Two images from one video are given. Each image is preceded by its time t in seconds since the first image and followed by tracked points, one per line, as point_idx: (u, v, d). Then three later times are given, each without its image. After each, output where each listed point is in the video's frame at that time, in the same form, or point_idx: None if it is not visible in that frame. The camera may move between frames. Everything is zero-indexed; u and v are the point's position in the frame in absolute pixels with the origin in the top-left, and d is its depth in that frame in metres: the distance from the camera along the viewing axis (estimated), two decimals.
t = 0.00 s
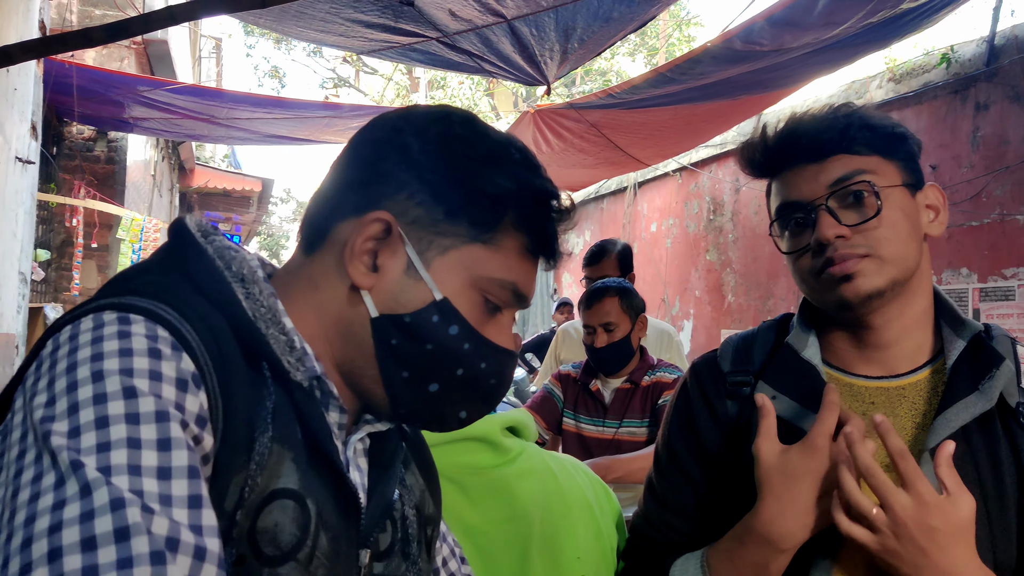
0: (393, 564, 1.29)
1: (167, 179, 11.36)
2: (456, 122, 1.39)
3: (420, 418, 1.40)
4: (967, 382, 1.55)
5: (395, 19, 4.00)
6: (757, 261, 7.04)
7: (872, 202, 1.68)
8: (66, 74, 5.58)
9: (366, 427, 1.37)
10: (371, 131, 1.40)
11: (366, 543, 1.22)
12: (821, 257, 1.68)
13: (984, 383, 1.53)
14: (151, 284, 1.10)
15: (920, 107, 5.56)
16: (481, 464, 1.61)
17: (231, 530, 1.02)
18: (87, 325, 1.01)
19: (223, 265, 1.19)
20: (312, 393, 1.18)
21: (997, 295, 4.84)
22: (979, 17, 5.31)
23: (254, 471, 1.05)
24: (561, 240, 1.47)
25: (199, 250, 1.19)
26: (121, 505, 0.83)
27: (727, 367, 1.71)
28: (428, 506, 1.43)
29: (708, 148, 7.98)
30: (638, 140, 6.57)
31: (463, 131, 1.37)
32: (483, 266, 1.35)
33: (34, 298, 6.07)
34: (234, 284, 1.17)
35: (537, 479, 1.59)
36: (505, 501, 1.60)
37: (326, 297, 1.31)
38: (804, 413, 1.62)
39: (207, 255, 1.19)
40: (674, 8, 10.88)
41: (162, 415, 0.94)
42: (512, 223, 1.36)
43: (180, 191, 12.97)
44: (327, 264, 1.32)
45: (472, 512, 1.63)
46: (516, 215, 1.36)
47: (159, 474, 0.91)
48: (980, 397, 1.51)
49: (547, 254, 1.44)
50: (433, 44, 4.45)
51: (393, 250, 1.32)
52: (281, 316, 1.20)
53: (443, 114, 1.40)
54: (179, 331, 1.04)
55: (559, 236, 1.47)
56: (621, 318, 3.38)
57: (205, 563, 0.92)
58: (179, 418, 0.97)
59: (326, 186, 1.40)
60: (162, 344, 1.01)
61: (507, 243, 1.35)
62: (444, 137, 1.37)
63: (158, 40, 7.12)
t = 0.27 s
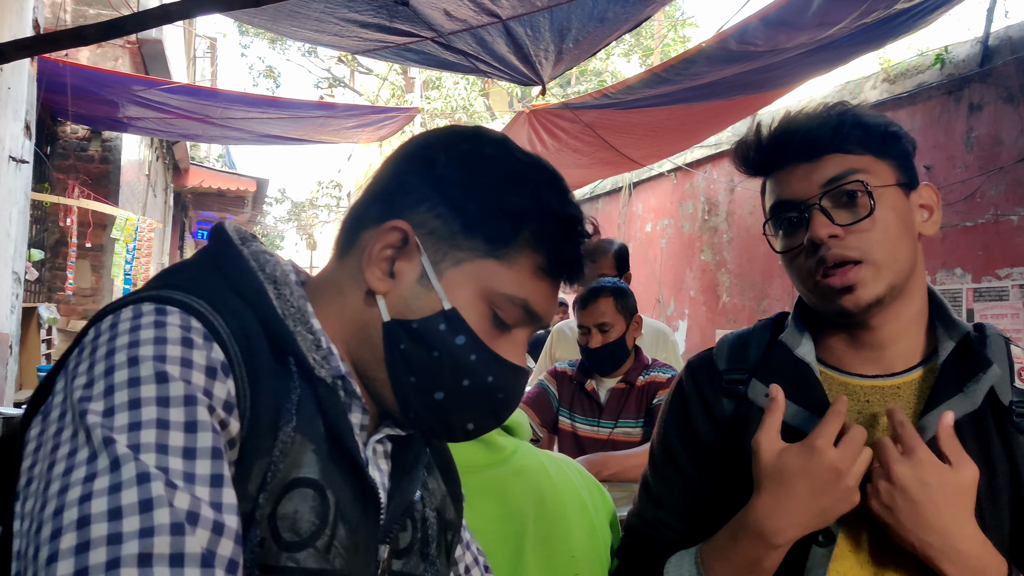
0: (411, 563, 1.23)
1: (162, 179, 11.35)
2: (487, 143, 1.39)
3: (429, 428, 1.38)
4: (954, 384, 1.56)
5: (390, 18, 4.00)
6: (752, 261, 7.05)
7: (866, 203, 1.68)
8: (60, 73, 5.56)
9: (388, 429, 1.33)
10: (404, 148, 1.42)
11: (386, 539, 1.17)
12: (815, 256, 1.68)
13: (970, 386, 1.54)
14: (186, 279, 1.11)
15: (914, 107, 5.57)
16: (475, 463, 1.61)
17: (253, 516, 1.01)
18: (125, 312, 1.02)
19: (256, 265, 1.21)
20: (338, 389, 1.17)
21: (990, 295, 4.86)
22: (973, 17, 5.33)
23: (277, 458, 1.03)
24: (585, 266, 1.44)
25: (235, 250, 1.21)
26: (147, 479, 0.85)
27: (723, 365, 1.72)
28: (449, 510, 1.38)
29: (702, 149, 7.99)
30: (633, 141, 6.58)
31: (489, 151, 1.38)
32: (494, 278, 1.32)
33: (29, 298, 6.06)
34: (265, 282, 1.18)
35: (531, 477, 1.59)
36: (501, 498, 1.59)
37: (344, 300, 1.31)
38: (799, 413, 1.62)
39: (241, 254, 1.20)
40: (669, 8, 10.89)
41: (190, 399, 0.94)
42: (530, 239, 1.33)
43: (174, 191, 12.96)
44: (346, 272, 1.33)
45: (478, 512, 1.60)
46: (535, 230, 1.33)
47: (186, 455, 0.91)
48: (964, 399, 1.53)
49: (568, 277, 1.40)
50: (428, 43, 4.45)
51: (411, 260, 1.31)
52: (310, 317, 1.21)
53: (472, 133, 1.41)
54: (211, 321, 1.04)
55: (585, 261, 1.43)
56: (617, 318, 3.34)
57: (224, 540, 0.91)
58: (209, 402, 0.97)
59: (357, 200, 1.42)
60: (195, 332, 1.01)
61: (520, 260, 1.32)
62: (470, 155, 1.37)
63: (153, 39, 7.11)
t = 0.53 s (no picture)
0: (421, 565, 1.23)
1: (157, 180, 11.33)
2: (512, 160, 1.37)
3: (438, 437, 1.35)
4: (961, 386, 1.55)
5: (386, 20, 4.00)
6: (747, 263, 7.06)
7: (862, 205, 1.68)
8: (55, 74, 5.55)
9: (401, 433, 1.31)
10: (428, 159, 1.41)
11: (396, 541, 1.16)
12: (811, 258, 1.69)
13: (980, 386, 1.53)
14: (209, 283, 1.12)
15: (909, 110, 5.58)
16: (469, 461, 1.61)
17: (271, 515, 1.00)
18: (149, 315, 1.03)
19: (277, 269, 1.21)
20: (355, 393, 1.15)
21: (984, 297, 4.87)
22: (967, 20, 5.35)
23: (295, 458, 1.02)
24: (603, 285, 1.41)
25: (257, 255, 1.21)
26: (168, 481, 0.86)
27: (718, 365, 1.71)
28: (456, 517, 1.38)
29: (698, 151, 8.01)
30: (629, 143, 6.59)
31: (512, 168, 1.36)
32: (508, 293, 1.30)
33: (23, 299, 6.05)
34: (286, 287, 1.18)
35: (525, 477, 1.59)
36: (495, 497, 1.59)
37: (362, 308, 1.30)
38: (793, 414, 1.62)
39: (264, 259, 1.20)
40: (664, 11, 10.92)
41: (212, 403, 0.94)
42: (547, 257, 1.30)
43: (169, 192, 12.94)
44: (365, 280, 1.32)
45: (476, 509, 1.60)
46: (553, 249, 1.31)
47: (206, 459, 0.92)
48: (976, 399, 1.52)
49: (585, 297, 1.38)
50: (424, 45, 4.45)
51: (427, 271, 1.30)
52: (330, 321, 1.20)
53: (495, 146, 1.40)
54: (233, 325, 1.05)
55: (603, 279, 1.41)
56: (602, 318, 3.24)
57: (239, 543, 0.91)
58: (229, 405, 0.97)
59: (379, 209, 1.41)
60: (217, 336, 1.01)
61: (536, 277, 1.30)
62: (491, 170, 1.36)
63: (148, 40, 7.11)
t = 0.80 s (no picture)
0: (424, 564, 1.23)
1: (154, 179, 11.33)
2: (526, 165, 1.35)
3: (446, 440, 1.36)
4: (958, 381, 1.56)
5: (383, 18, 4.00)
6: (744, 263, 7.07)
7: (863, 204, 1.69)
8: (51, 73, 5.55)
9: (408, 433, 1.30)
10: (444, 160, 1.39)
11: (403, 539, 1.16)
12: (811, 257, 1.69)
13: (977, 380, 1.53)
14: (219, 280, 1.11)
15: (905, 110, 5.59)
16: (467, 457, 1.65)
17: (283, 514, 1.00)
18: (160, 311, 1.02)
19: (288, 268, 1.20)
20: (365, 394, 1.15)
21: (981, 297, 4.88)
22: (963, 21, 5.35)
23: (305, 458, 1.02)
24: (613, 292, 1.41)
25: (269, 254, 1.20)
26: (169, 483, 0.85)
27: (715, 361, 1.72)
28: (459, 516, 1.37)
29: (694, 151, 8.01)
30: (625, 143, 6.60)
31: (530, 176, 1.33)
32: (523, 303, 1.30)
33: (18, 298, 6.04)
34: (295, 286, 1.17)
35: (521, 473, 1.60)
36: (490, 491, 1.62)
37: (374, 311, 1.30)
38: (789, 408, 1.63)
39: (276, 259, 1.19)
40: (660, 11, 10.92)
41: (219, 403, 0.93)
42: (560, 267, 1.29)
43: (166, 191, 12.93)
44: (378, 281, 1.31)
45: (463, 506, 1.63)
46: (567, 259, 1.30)
47: (211, 458, 0.91)
48: (974, 394, 1.52)
49: (596, 305, 1.37)
50: (421, 44, 4.45)
51: (441, 276, 1.30)
52: (339, 319, 1.19)
53: (514, 151, 1.37)
54: (243, 324, 1.03)
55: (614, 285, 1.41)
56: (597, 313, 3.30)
57: (240, 545, 0.90)
58: (237, 406, 0.96)
59: (392, 209, 1.39)
60: (226, 334, 1.00)
61: (549, 285, 1.29)
62: (508, 178, 1.33)
63: (145, 39, 7.10)
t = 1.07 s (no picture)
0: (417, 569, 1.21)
1: (150, 179, 11.30)
2: (514, 160, 1.36)
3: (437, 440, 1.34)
4: (955, 382, 1.55)
5: (379, 18, 3.99)
6: (740, 264, 7.07)
7: (859, 203, 1.69)
8: (46, 72, 5.53)
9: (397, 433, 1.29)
10: (432, 157, 1.39)
11: (396, 542, 1.17)
12: (808, 257, 1.68)
13: (973, 382, 1.53)
14: (207, 283, 1.10)
15: (901, 111, 5.59)
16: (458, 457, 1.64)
17: (272, 523, 0.98)
18: (147, 317, 1.01)
19: (277, 268, 1.19)
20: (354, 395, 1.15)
21: (977, 298, 4.89)
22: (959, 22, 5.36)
23: (297, 464, 1.01)
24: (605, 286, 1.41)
25: (257, 252, 1.19)
26: (166, 497, 0.84)
27: (710, 363, 1.71)
28: (452, 516, 1.35)
29: (691, 152, 8.02)
30: (622, 143, 6.59)
31: (518, 170, 1.34)
32: (512, 296, 1.29)
33: (14, 298, 6.01)
34: (285, 287, 1.16)
35: (512, 472, 1.60)
36: (480, 492, 1.60)
37: (362, 307, 1.29)
38: (786, 410, 1.61)
39: (264, 257, 1.18)
40: (657, 12, 10.93)
41: (211, 412, 0.93)
42: (549, 257, 1.30)
43: (162, 192, 12.91)
44: (365, 278, 1.31)
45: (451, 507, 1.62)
46: (556, 250, 1.30)
47: (205, 470, 0.90)
48: (970, 395, 1.51)
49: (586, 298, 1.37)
50: (417, 44, 4.45)
51: (427, 270, 1.29)
52: (328, 320, 1.19)
53: (500, 146, 1.38)
54: (233, 329, 1.03)
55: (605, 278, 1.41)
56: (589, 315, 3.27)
57: (239, 559, 0.90)
58: (229, 415, 0.95)
59: (381, 207, 1.40)
60: (216, 341, 0.99)
61: (538, 278, 1.29)
62: (495, 172, 1.34)
63: (141, 39, 7.08)
